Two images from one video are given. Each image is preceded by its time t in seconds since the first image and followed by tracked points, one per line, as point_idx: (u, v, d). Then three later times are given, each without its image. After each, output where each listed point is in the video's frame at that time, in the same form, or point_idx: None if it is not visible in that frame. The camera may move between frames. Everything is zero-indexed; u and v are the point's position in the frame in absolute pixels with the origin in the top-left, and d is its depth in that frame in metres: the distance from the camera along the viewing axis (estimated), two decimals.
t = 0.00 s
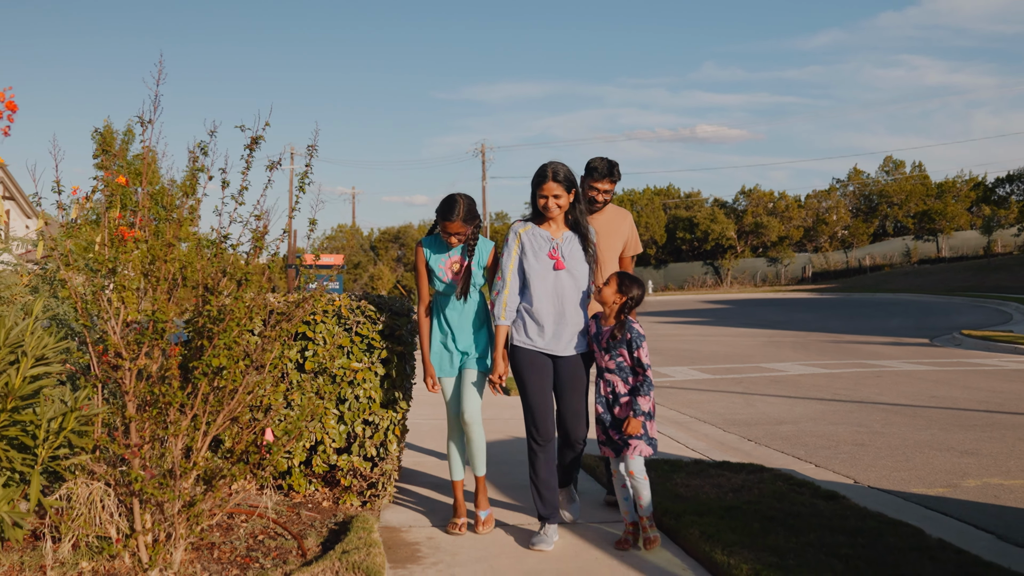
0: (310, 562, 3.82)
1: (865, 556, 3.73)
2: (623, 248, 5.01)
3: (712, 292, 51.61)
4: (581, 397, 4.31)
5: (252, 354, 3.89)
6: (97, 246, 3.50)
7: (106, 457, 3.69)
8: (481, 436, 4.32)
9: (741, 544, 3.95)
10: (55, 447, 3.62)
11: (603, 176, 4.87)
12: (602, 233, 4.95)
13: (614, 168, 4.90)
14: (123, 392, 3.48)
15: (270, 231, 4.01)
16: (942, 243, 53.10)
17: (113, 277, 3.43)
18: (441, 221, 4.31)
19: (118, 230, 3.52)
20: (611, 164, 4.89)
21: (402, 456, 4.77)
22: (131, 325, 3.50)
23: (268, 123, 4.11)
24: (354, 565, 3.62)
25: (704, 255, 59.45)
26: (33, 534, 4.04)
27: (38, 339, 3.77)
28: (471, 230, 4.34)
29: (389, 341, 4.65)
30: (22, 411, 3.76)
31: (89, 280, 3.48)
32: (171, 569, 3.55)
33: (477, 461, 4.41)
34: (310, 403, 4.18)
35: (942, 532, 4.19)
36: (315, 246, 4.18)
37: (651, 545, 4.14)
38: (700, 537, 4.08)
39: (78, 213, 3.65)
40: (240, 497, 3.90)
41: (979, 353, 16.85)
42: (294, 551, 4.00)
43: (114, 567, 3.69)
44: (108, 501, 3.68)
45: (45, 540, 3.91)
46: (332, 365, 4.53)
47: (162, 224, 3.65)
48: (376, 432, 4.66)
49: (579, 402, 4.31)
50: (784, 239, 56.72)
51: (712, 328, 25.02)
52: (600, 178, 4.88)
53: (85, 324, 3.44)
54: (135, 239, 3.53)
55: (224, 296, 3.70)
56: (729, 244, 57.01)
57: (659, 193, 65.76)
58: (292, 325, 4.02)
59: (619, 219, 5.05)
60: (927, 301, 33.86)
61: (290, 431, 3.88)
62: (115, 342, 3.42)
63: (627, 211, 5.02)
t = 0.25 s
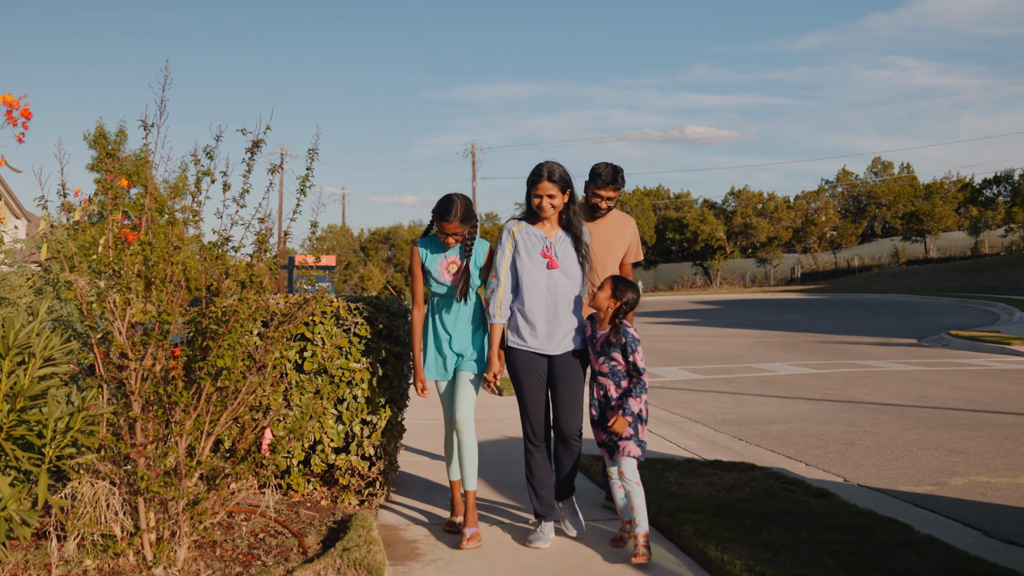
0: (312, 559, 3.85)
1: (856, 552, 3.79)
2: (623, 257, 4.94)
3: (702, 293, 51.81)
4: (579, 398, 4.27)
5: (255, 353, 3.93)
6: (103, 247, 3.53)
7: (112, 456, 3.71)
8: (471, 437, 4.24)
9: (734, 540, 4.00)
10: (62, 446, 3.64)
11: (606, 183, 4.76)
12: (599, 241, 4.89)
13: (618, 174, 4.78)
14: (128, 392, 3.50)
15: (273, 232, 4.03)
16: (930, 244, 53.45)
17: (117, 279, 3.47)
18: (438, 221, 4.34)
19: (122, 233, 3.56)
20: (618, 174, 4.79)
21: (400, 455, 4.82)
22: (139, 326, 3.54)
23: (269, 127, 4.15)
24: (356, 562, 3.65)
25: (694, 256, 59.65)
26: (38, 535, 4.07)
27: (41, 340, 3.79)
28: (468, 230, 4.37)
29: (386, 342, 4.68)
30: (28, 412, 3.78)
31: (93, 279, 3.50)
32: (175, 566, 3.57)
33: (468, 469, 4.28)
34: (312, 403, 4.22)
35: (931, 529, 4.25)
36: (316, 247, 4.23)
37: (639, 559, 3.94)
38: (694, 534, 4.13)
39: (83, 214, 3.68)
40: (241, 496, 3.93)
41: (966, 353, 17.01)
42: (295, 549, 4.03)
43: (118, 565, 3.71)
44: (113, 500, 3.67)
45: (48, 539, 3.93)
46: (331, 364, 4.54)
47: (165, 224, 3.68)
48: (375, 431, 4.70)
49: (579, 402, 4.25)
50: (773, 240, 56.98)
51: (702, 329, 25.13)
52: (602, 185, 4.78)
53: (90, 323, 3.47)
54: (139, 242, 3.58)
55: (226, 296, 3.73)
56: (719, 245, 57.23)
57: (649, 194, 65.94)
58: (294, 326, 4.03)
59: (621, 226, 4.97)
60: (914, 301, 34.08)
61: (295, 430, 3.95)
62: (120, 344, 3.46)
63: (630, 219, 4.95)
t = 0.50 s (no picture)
0: (311, 556, 3.87)
1: (845, 546, 3.84)
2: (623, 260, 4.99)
3: (690, 292, 52.00)
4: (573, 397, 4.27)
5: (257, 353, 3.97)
6: (105, 248, 3.57)
7: (115, 455, 3.74)
8: (461, 441, 4.26)
9: (726, 535, 4.05)
10: (66, 444, 3.67)
11: (612, 185, 4.75)
12: (599, 241, 4.97)
13: (625, 177, 4.75)
14: (130, 393, 3.53)
15: (273, 232, 4.06)
16: (916, 244, 53.83)
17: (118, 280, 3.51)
18: (434, 221, 4.31)
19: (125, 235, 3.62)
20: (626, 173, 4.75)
21: (396, 454, 4.85)
22: (145, 327, 3.60)
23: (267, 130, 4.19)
24: (356, 558, 3.69)
25: (683, 256, 59.85)
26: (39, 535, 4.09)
27: (44, 339, 3.82)
28: (465, 229, 4.36)
29: (381, 341, 4.70)
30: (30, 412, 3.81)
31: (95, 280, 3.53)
32: (177, 563, 3.61)
33: (456, 473, 4.27)
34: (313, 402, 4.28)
35: (919, 524, 4.31)
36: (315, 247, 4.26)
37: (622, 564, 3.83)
38: (686, 529, 4.18)
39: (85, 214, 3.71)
40: (240, 495, 3.96)
41: (952, 351, 17.17)
42: (294, 546, 4.06)
43: (120, 563, 3.73)
44: (115, 498, 3.71)
45: (50, 537, 3.95)
46: (328, 364, 4.58)
47: (166, 225, 3.70)
48: (372, 430, 4.76)
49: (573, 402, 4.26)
50: (761, 240, 57.24)
51: (691, 328, 25.24)
52: (609, 187, 4.76)
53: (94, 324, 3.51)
54: (140, 243, 3.61)
55: (227, 298, 3.79)
56: (708, 245, 57.45)
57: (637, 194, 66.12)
58: (293, 327, 4.09)
59: (625, 229, 5.02)
60: (901, 300, 34.33)
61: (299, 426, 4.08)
62: (123, 343, 3.50)
63: (635, 221, 5.01)
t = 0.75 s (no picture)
0: (309, 553, 3.90)
1: (833, 542, 3.90)
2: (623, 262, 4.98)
3: (679, 293, 52.17)
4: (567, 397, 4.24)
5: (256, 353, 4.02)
6: (104, 249, 3.62)
7: (116, 454, 3.77)
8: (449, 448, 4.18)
9: (718, 532, 4.10)
10: (69, 443, 3.69)
11: (616, 184, 4.71)
12: (601, 239, 4.93)
13: (629, 176, 4.70)
14: (132, 392, 3.55)
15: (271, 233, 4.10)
16: (903, 245, 54.19)
17: (120, 281, 3.55)
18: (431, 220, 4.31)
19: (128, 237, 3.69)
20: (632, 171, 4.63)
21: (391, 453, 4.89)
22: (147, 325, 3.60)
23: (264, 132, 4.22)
24: (354, 556, 3.73)
25: (672, 256, 60.04)
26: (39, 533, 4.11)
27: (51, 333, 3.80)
28: (462, 229, 4.36)
29: (377, 341, 4.73)
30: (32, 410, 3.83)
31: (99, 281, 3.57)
32: (177, 561, 3.66)
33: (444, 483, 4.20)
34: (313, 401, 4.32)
35: (906, 521, 4.37)
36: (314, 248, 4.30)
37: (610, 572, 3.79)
38: (678, 527, 4.23)
39: (86, 214, 3.73)
40: (239, 493, 4.00)
41: (938, 352, 17.32)
42: (292, 544, 4.08)
43: (120, 561, 3.75)
44: (116, 497, 3.74)
45: (51, 536, 3.96)
46: (323, 365, 4.62)
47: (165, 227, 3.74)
48: (367, 430, 4.78)
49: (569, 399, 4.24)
50: (750, 240, 57.50)
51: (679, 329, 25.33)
52: (613, 186, 4.71)
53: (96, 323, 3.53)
54: (139, 246, 3.68)
55: (227, 298, 3.83)
56: (696, 245, 57.67)
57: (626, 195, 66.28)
58: (291, 328, 4.14)
59: (628, 231, 4.99)
60: (888, 301, 34.56)
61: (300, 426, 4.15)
62: (125, 343, 3.54)
63: (638, 220, 4.96)
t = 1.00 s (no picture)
0: (306, 551, 3.93)
1: (823, 539, 3.95)
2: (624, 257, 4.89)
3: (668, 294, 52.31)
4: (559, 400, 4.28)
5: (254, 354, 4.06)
6: (102, 250, 3.66)
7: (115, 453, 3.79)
8: (445, 452, 4.19)
9: (708, 530, 4.15)
10: (70, 442, 3.67)
11: (615, 181, 4.68)
12: (599, 234, 4.85)
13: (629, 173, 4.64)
14: (131, 393, 3.60)
15: (268, 234, 4.12)
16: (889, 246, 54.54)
17: (117, 282, 3.56)
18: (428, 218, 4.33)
19: (124, 242, 3.73)
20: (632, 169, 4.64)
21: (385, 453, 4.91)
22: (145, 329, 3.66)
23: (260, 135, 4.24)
24: (351, 553, 3.77)
25: (660, 257, 60.22)
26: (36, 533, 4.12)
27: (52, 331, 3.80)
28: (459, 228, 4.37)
29: (370, 342, 4.76)
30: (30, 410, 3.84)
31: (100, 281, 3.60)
32: (176, 559, 3.70)
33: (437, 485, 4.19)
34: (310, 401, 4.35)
35: (893, 518, 4.43)
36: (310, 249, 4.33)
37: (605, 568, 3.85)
38: (670, 525, 4.27)
39: (85, 214, 3.74)
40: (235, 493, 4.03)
41: (924, 352, 17.46)
42: (288, 542, 4.10)
43: (118, 560, 3.76)
44: (115, 496, 3.76)
45: (49, 535, 3.96)
46: (317, 364, 4.66)
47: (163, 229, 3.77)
48: (361, 430, 4.81)
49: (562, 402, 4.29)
50: (738, 241, 57.74)
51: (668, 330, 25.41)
52: (612, 183, 4.68)
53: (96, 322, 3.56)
54: (138, 247, 3.73)
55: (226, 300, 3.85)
56: (685, 246, 57.87)
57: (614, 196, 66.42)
58: (289, 328, 4.17)
59: (629, 225, 4.88)
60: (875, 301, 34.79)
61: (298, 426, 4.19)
62: (125, 344, 3.57)
63: (637, 215, 4.84)
